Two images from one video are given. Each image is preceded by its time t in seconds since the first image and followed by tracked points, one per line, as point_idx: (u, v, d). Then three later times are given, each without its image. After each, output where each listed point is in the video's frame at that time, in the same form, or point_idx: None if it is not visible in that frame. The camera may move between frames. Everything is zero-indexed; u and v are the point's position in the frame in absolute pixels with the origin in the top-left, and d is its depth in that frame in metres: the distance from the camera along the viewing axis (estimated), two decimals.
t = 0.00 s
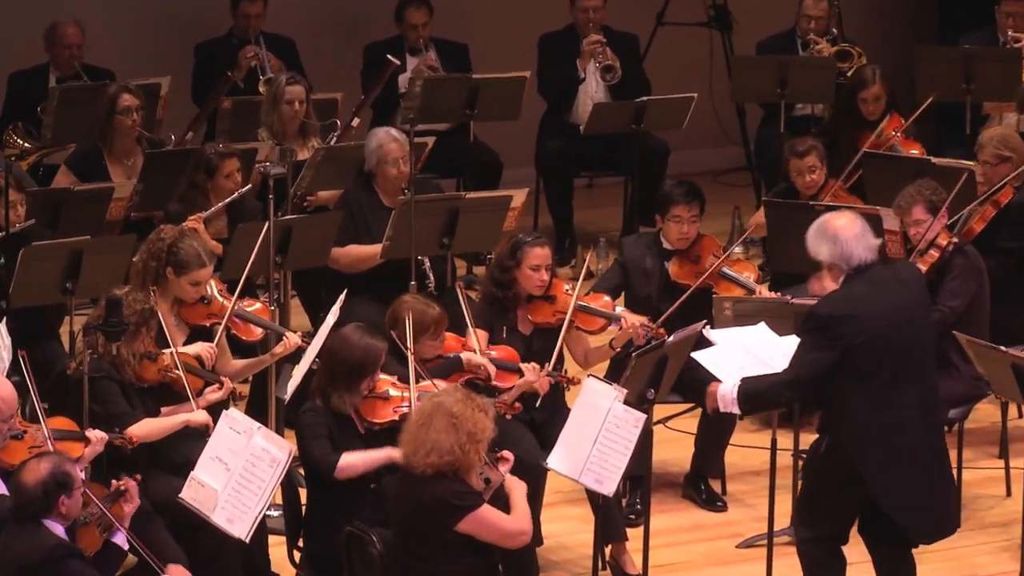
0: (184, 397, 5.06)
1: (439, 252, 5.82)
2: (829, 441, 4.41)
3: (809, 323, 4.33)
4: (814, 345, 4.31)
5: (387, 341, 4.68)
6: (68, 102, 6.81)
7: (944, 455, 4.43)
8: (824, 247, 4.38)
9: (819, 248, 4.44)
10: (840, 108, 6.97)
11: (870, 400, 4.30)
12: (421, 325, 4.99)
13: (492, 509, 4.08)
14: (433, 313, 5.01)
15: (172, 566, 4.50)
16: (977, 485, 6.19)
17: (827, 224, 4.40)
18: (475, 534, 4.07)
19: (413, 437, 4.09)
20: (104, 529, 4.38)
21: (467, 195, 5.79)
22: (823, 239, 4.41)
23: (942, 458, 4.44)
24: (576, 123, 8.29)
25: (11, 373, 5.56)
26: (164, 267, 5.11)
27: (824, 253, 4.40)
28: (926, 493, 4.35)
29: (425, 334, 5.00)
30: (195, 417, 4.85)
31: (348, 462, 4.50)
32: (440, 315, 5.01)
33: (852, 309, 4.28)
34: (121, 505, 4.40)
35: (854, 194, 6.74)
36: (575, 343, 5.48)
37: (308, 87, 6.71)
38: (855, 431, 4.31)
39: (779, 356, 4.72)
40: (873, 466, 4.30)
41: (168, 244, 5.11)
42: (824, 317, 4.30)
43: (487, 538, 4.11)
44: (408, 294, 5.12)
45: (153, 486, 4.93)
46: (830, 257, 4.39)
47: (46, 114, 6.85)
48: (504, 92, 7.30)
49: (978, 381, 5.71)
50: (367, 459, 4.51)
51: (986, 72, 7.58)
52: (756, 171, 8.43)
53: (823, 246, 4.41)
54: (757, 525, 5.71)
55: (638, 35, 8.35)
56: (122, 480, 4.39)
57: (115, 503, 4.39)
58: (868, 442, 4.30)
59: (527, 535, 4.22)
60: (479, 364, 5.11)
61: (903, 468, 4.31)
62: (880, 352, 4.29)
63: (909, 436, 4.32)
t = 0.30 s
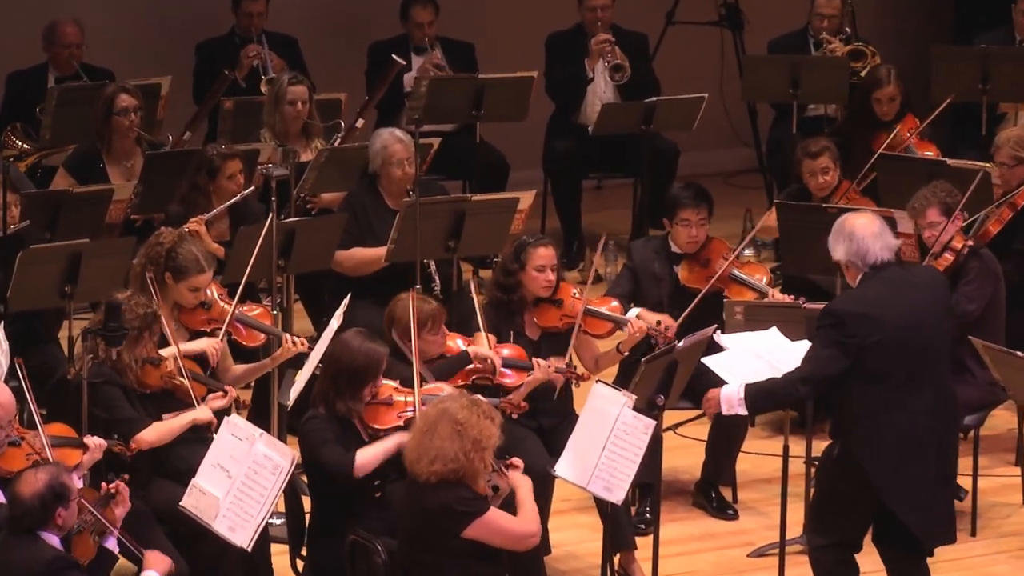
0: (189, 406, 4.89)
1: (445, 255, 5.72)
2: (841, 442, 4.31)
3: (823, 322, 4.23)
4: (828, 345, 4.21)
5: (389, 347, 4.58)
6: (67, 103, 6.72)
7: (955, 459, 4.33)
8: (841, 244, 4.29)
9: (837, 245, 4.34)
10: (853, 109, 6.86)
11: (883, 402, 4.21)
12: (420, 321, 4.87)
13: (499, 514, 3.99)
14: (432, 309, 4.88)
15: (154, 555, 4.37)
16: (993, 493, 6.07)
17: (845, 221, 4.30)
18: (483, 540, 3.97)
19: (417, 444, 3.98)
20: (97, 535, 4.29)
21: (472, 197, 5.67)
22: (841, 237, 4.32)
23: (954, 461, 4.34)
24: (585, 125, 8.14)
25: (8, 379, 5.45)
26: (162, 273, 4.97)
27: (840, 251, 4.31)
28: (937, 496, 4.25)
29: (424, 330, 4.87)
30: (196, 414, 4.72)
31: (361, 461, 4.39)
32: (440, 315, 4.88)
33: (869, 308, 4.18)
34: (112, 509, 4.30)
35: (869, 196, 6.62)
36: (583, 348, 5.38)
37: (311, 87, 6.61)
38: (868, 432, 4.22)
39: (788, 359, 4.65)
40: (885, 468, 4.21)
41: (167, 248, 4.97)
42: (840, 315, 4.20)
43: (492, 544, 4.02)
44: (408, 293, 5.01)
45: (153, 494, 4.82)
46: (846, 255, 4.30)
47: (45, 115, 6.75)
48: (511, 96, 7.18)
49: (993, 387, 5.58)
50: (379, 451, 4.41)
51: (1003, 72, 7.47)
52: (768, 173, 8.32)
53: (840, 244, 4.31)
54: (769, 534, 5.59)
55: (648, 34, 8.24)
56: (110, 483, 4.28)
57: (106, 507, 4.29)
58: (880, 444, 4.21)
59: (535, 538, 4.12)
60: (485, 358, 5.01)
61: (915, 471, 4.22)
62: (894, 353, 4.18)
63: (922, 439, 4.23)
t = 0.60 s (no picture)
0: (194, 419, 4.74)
1: (451, 259, 5.61)
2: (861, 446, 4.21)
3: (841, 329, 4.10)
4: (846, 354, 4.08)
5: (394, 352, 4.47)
6: (65, 104, 6.63)
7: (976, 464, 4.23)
8: (853, 255, 4.14)
9: (846, 256, 4.19)
10: (868, 111, 6.75)
11: (903, 407, 4.10)
12: (429, 332, 4.74)
13: (506, 523, 3.87)
14: (443, 321, 4.76)
15: None
16: (1010, 502, 5.94)
17: (853, 229, 4.16)
18: (488, 550, 3.85)
19: (423, 451, 3.87)
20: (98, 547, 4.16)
21: (479, 200, 5.56)
22: (850, 247, 4.17)
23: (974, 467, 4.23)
24: (594, 126, 8.02)
25: (7, 386, 5.33)
26: (163, 278, 4.88)
27: (853, 262, 4.16)
28: (958, 501, 4.16)
29: (434, 342, 4.75)
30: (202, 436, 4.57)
31: (356, 488, 4.25)
32: (451, 325, 4.76)
33: (888, 316, 4.05)
34: (114, 523, 4.18)
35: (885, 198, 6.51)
36: (592, 356, 5.26)
37: (316, 88, 6.51)
38: (888, 438, 4.11)
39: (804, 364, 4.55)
40: (906, 474, 4.11)
41: (167, 254, 4.87)
42: (859, 323, 4.06)
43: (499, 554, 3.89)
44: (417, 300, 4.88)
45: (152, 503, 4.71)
46: (860, 264, 4.16)
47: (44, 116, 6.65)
48: (520, 95, 7.08)
49: (1011, 395, 5.43)
50: (381, 484, 4.26)
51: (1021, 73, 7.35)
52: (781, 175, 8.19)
53: (851, 255, 4.17)
54: (781, 544, 5.47)
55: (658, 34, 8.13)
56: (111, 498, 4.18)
57: (107, 521, 4.17)
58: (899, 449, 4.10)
59: (544, 550, 3.99)
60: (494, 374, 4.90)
61: (936, 476, 4.12)
62: (915, 358, 4.07)
63: (943, 444, 4.13)
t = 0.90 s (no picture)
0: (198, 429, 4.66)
1: (459, 265, 5.50)
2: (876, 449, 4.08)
3: (861, 326, 3.98)
4: (870, 352, 3.96)
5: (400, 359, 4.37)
6: (65, 106, 6.53)
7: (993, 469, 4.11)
8: (878, 241, 4.01)
9: (869, 242, 4.06)
10: (883, 114, 6.65)
11: (923, 411, 3.98)
12: (438, 338, 4.64)
13: (515, 534, 3.77)
14: (452, 326, 4.65)
15: None
16: None
17: (879, 216, 4.03)
18: (498, 560, 3.75)
19: (431, 461, 3.76)
20: (101, 559, 4.06)
21: (488, 204, 5.47)
22: (875, 233, 4.04)
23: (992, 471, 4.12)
24: (605, 128, 7.93)
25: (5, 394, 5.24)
26: (166, 288, 4.78)
27: (877, 248, 4.03)
28: (975, 508, 4.05)
29: (442, 348, 4.65)
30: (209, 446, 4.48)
31: (362, 489, 4.17)
32: (461, 330, 4.65)
33: (909, 311, 3.95)
34: (118, 536, 4.09)
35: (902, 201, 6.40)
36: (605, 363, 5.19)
37: (321, 90, 6.43)
38: (906, 444, 3.99)
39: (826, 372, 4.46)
40: (923, 480, 3.99)
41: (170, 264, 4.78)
42: (880, 318, 3.95)
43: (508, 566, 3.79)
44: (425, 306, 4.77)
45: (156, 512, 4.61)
46: (884, 252, 4.03)
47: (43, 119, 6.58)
48: (529, 97, 6.98)
49: None
50: (387, 483, 4.18)
51: None
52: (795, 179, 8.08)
53: (876, 240, 4.04)
54: (796, 555, 5.35)
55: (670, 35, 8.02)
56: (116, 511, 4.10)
57: (112, 533, 4.08)
58: (918, 454, 3.98)
59: (552, 559, 3.89)
60: (501, 382, 4.78)
61: (955, 482, 4.01)
62: (937, 361, 3.96)
63: (962, 449, 4.02)
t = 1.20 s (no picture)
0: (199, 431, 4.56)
1: (469, 269, 5.39)
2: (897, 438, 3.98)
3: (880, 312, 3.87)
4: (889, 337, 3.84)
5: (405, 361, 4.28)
6: (69, 107, 6.46)
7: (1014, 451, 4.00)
8: (892, 226, 3.91)
9: (882, 228, 3.96)
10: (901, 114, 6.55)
11: (944, 397, 3.86)
12: (447, 336, 4.53)
13: (526, 545, 3.66)
14: (459, 324, 4.54)
15: None
16: None
17: (894, 200, 3.93)
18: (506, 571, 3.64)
19: (442, 471, 3.65)
20: (103, 568, 3.92)
21: (499, 207, 5.34)
22: (889, 216, 3.94)
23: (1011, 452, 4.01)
24: (618, 130, 7.82)
25: (7, 401, 5.14)
26: (172, 292, 4.68)
27: (892, 232, 3.93)
28: (998, 492, 3.94)
29: (451, 347, 4.55)
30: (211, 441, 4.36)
31: (370, 504, 4.03)
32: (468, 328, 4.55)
33: (927, 294, 3.83)
34: (121, 544, 3.98)
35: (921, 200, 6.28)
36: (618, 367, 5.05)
37: (329, 91, 6.35)
38: (927, 433, 3.88)
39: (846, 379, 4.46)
40: (945, 470, 3.88)
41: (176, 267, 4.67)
42: (898, 302, 3.84)
43: None
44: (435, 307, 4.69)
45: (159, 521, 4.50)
46: (899, 236, 3.92)
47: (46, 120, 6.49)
48: (540, 98, 6.87)
49: None
50: (395, 493, 4.05)
51: None
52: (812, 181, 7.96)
53: (890, 226, 3.93)
54: (814, 566, 5.22)
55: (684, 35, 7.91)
56: (119, 520, 3.98)
57: (115, 541, 3.97)
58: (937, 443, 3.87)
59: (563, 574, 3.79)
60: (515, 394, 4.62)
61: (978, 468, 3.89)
62: (954, 349, 3.84)
63: (985, 435, 3.90)
